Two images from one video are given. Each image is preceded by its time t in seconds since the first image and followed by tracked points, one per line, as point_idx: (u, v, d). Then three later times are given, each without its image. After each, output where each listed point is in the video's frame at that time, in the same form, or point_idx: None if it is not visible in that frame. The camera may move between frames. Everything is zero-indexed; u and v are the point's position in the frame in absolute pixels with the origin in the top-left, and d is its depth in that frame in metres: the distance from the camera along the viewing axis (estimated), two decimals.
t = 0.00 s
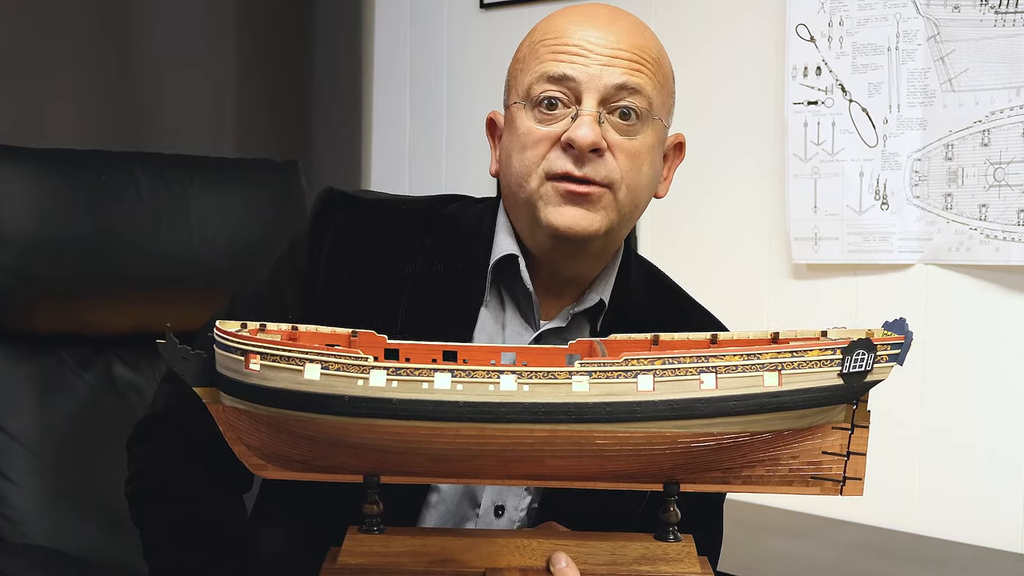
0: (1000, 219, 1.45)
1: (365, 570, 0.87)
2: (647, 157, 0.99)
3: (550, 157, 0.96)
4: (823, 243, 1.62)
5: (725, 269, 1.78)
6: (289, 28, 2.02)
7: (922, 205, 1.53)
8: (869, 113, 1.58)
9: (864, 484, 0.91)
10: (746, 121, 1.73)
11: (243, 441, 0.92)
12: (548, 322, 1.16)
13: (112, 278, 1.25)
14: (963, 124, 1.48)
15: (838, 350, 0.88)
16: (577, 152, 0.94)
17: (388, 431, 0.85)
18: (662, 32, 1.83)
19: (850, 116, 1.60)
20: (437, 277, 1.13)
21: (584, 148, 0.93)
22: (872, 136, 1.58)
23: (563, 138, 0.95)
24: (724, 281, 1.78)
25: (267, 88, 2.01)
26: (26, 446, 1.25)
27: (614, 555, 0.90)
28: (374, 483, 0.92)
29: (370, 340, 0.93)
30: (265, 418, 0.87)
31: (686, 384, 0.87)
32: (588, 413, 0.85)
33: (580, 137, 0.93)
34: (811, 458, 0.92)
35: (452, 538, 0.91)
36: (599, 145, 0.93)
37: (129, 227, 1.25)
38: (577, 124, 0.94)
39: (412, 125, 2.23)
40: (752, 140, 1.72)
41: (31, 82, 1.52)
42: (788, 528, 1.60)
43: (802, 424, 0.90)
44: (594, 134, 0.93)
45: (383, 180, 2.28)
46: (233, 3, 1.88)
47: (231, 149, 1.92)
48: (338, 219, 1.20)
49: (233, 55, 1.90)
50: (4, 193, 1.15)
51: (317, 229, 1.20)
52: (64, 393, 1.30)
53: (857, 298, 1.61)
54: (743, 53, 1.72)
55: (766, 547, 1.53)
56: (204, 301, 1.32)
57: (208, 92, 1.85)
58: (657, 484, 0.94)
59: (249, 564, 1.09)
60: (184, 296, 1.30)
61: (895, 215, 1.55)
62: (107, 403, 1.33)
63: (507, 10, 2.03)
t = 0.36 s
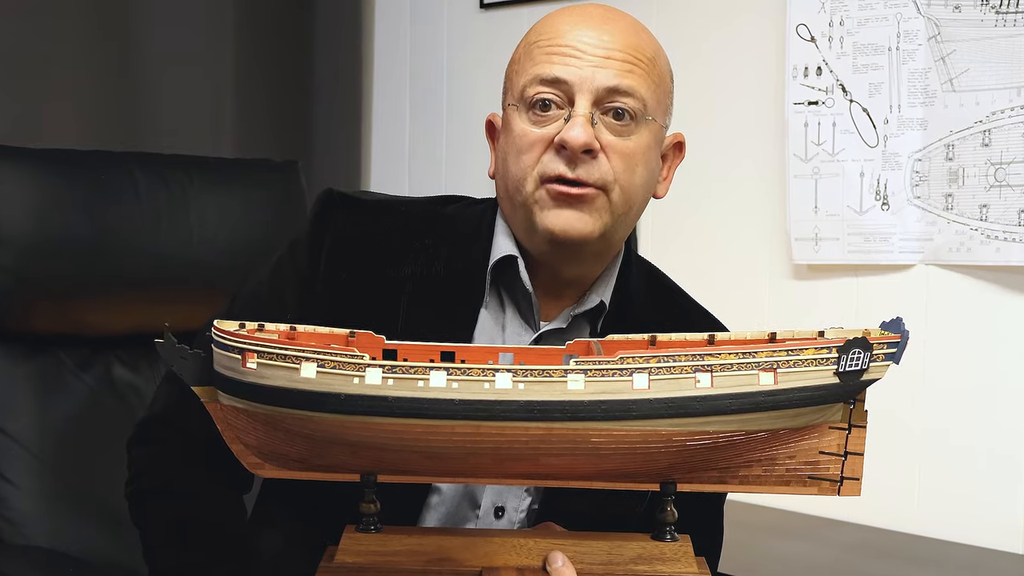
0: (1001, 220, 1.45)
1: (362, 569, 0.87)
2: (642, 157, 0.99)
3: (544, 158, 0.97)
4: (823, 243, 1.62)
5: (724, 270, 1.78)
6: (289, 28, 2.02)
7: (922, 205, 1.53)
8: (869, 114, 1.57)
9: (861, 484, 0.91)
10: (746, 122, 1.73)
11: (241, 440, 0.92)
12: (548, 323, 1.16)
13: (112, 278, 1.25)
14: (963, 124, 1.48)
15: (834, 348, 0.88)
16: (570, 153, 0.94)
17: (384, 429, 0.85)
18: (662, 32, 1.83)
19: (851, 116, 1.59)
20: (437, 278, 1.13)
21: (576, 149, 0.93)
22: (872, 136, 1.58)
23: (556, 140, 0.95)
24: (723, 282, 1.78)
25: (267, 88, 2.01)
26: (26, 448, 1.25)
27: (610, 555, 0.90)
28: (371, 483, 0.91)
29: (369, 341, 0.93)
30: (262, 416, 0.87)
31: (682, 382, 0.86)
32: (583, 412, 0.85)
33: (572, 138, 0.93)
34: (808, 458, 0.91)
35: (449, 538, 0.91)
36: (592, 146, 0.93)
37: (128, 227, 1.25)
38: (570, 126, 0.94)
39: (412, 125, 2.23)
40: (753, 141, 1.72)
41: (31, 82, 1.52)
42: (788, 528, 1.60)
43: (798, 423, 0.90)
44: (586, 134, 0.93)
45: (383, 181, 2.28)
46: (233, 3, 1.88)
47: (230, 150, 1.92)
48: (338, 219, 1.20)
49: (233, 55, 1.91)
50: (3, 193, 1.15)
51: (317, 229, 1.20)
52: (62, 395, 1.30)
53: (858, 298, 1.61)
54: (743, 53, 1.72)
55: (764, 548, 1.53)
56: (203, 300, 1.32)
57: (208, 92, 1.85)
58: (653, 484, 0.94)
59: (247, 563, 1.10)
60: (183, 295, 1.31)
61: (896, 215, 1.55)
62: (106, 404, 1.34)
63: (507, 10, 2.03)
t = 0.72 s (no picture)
0: (1002, 220, 1.45)
1: (365, 565, 0.87)
2: (638, 166, 0.99)
3: (539, 168, 0.97)
4: (824, 244, 1.62)
5: (725, 271, 1.78)
6: (289, 28, 2.01)
7: (923, 205, 1.52)
8: (870, 114, 1.57)
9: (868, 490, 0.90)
10: (747, 122, 1.72)
11: (246, 432, 0.92)
12: (549, 326, 1.16)
13: (112, 279, 1.24)
14: (964, 124, 1.47)
15: (843, 354, 0.87)
16: (564, 164, 0.94)
17: (391, 425, 0.85)
18: (663, 33, 1.83)
19: (851, 116, 1.59)
20: (437, 281, 1.12)
21: (571, 159, 0.93)
22: (872, 137, 1.57)
23: (551, 150, 0.95)
24: (724, 282, 1.78)
25: (267, 89, 2.00)
26: (24, 449, 1.24)
27: (614, 556, 0.90)
28: (375, 478, 0.90)
29: (376, 336, 0.93)
30: (269, 410, 0.87)
31: (690, 385, 0.86)
32: (590, 412, 0.85)
33: (567, 149, 0.93)
34: (814, 463, 0.91)
35: (451, 535, 0.91)
36: (586, 157, 0.93)
37: (127, 228, 1.25)
38: (565, 136, 0.94)
39: (411, 125, 2.22)
40: (753, 141, 1.72)
41: (31, 81, 1.51)
42: (789, 529, 1.60)
43: (805, 427, 0.89)
44: (581, 145, 0.93)
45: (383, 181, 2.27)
46: (233, 3, 1.88)
47: (230, 150, 1.91)
48: (338, 220, 1.20)
49: (232, 55, 1.90)
50: (3, 193, 1.15)
51: (317, 230, 1.19)
52: (62, 395, 1.29)
53: (859, 299, 1.60)
54: (744, 52, 1.72)
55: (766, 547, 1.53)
56: (204, 301, 1.31)
57: (207, 92, 1.85)
58: (659, 486, 0.93)
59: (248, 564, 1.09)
60: (183, 296, 1.30)
61: (897, 215, 1.55)
62: (106, 404, 1.33)
63: (507, 10, 2.03)
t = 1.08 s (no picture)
0: (1003, 220, 1.44)
1: (364, 567, 0.87)
2: (639, 171, 0.99)
3: (540, 170, 0.96)
4: (824, 244, 1.62)
5: (725, 271, 1.77)
6: (289, 28, 2.01)
7: (924, 205, 1.52)
8: (870, 114, 1.57)
9: (867, 491, 0.90)
10: (747, 122, 1.72)
11: (244, 435, 0.91)
12: (549, 328, 1.15)
13: (111, 279, 1.24)
14: (965, 125, 1.47)
15: (842, 354, 0.87)
16: (565, 165, 0.94)
17: (388, 427, 0.85)
18: (663, 33, 1.82)
19: (852, 117, 1.59)
20: (436, 283, 1.12)
21: (571, 161, 0.93)
22: (873, 138, 1.57)
23: (552, 151, 0.95)
24: (724, 283, 1.77)
25: (267, 89, 2.00)
26: (24, 449, 1.25)
27: (613, 558, 0.90)
28: (374, 480, 0.90)
29: (375, 338, 0.93)
30: (267, 412, 0.87)
31: (689, 386, 0.86)
32: (588, 413, 0.85)
33: (568, 151, 0.93)
34: (814, 464, 0.91)
35: (450, 536, 0.90)
36: (587, 160, 0.93)
37: (127, 228, 1.24)
38: (566, 138, 0.94)
39: (411, 125, 2.22)
40: (754, 141, 1.71)
41: (31, 82, 1.51)
42: (789, 529, 1.60)
43: (805, 429, 0.89)
44: (583, 147, 0.93)
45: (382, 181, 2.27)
46: (233, 3, 1.88)
47: (229, 150, 1.91)
48: (337, 218, 1.18)
49: (231, 55, 1.90)
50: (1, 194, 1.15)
51: (315, 228, 1.18)
52: (62, 396, 1.29)
53: (859, 299, 1.60)
54: (745, 52, 1.72)
55: (766, 547, 1.53)
56: (203, 301, 1.31)
57: (207, 92, 1.85)
58: (658, 488, 0.93)
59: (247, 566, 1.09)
60: (183, 296, 1.30)
61: (897, 215, 1.55)
62: (104, 405, 1.32)
63: (507, 10, 2.03)
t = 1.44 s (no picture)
0: (1004, 221, 1.44)
1: (364, 569, 0.86)
2: (646, 168, 0.99)
3: (547, 160, 0.96)
4: (825, 244, 1.61)
5: (725, 272, 1.77)
6: (289, 27, 2.00)
7: (925, 206, 1.52)
8: (871, 114, 1.57)
9: (867, 492, 0.91)
10: (747, 122, 1.72)
11: (243, 437, 0.91)
12: (550, 328, 1.15)
13: (110, 279, 1.24)
14: (966, 125, 1.47)
15: (843, 356, 0.87)
16: (574, 157, 0.93)
17: (387, 430, 0.85)
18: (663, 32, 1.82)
19: (853, 117, 1.58)
20: (437, 285, 1.11)
21: (580, 153, 0.92)
22: (874, 138, 1.57)
23: (561, 142, 0.94)
24: (724, 283, 1.77)
25: (266, 89, 2.00)
26: (23, 450, 1.25)
27: (613, 560, 0.90)
28: (373, 483, 0.90)
29: (374, 340, 0.92)
30: (265, 414, 0.86)
31: (689, 389, 0.86)
32: (588, 416, 0.84)
33: (576, 142, 0.92)
34: (814, 465, 0.90)
35: (451, 539, 0.90)
36: (596, 152, 0.93)
37: (127, 228, 1.24)
38: (576, 129, 0.93)
39: (411, 125, 2.22)
40: (753, 141, 1.71)
41: (31, 82, 1.51)
42: (788, 530, 1.60)
43: (805, 431, 0.89)
44: (591, 140, 0.92)
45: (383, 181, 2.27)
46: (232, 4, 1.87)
47: (229, 151, 1.91)
48: (338, 220, 1.19)
49: (230, 55, 1.90)
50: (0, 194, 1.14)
51: (315, 231, 1.19)
52: (61, 396, 1.28)
53: (860, 300, 1.60)
54: (745, 52, 1.71)
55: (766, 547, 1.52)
56: (202, 302, 1.31)
57: (206, 93, 1.84)
58: (658, 490, 0.92)
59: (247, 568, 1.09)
60: (183, 296, 1.29)
61: (898, 216, 1.54)
62: (103, 406, 1.31)
63: (507, 10, 2.02)
